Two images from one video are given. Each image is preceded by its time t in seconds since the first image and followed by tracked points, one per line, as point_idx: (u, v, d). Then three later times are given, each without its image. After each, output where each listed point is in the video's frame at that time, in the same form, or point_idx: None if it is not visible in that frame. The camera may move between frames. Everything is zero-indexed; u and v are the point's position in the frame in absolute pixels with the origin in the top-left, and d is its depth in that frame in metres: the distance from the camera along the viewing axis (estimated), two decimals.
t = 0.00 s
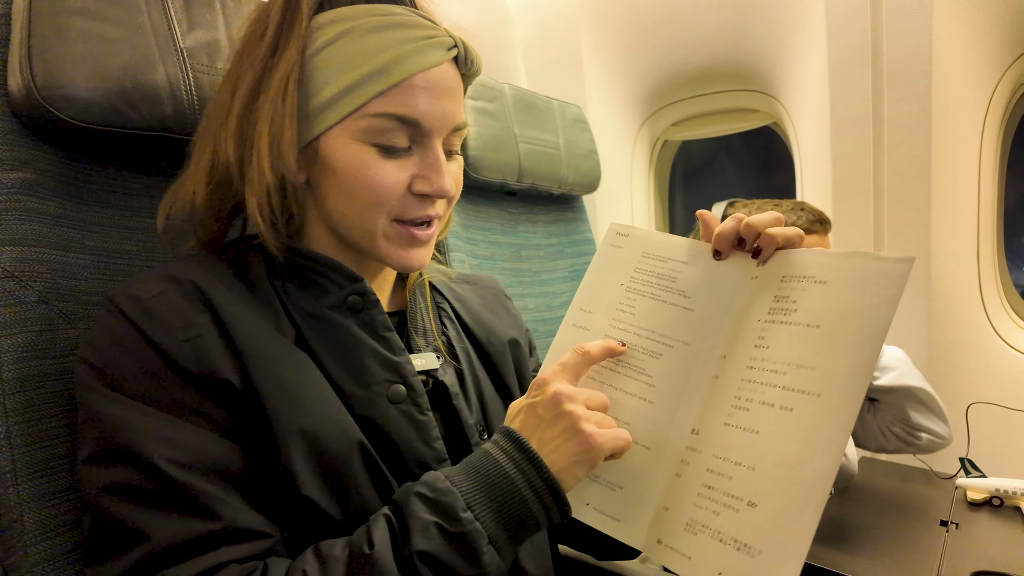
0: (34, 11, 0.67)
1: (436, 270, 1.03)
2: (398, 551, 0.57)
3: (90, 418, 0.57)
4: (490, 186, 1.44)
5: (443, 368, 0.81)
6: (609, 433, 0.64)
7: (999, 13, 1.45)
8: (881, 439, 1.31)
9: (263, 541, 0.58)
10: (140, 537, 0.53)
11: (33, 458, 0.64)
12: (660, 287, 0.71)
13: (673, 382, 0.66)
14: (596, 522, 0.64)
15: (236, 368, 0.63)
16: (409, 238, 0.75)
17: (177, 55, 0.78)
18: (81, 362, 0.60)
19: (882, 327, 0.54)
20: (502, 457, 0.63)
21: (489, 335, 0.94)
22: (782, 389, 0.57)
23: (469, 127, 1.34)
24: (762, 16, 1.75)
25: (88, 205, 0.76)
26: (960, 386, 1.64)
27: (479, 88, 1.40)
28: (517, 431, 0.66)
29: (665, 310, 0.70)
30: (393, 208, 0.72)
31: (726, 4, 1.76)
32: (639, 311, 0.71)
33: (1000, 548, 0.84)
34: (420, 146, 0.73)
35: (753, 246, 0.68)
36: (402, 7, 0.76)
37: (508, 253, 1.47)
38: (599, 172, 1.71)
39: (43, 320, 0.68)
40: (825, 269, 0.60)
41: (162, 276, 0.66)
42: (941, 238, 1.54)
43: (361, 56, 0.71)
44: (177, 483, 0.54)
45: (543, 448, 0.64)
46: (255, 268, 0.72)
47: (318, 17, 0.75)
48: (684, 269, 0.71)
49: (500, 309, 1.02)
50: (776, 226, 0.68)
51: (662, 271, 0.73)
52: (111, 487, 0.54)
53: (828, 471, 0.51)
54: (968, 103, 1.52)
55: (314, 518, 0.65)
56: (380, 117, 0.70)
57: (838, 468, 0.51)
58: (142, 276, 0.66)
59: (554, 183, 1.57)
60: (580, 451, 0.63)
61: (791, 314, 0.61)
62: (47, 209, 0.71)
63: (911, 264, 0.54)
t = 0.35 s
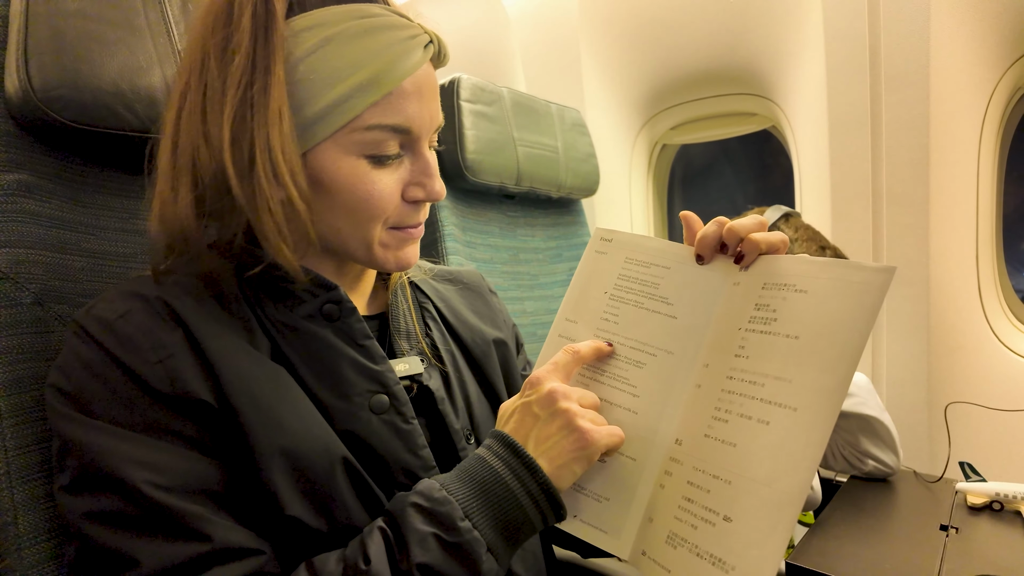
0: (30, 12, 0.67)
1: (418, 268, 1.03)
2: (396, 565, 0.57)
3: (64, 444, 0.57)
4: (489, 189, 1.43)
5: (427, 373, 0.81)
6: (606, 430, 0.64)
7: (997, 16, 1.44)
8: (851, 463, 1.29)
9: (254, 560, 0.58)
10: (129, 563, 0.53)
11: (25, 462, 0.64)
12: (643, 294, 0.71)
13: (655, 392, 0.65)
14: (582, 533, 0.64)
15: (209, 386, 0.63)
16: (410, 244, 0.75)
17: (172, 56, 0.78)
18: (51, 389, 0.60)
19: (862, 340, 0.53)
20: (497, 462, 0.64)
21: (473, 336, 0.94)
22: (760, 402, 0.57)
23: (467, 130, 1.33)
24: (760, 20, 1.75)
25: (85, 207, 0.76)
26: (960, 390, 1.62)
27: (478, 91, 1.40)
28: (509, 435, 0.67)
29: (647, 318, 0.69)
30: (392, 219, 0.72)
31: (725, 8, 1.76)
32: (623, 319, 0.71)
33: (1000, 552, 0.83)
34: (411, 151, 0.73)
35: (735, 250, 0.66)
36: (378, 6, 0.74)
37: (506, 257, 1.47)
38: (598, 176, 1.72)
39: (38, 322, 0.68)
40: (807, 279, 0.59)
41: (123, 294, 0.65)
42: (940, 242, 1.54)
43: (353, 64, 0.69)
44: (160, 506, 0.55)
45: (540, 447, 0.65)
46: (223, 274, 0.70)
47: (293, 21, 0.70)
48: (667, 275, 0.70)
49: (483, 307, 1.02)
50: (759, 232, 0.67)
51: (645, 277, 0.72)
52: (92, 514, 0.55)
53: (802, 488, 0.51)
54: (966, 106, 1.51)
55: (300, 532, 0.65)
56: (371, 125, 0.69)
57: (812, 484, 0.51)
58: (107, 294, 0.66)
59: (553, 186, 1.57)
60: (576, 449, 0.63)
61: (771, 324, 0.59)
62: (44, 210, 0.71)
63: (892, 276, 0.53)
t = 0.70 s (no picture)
0: (36, 20, 0.68)
1: (417, 271, 1.03)
2: (402, 568, 0.58)
3: (66, 457, 0.58)
4: (490, 194, 1.44)
5: (426, 378, 0.82)
6: (612, 432, 0.65)
7: (995, 23, 1.45)
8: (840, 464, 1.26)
9: (262, 564, 0.59)
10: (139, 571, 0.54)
11: (29, 466, 0.64)
12: (637, 295, 0.72)
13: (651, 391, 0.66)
14: (589, 534, 0.65)
15: (207, 395, 0.64)
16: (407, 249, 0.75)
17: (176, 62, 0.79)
18: (52, 402, 0.60)
19: (841, 328, 0.52)
20: (501, 465, 0.65)
21: (471, 340, 0.94)
22: (746, 394, 0.57)
23: (468, 135, 1.34)
24: (759, 25, 1.76)
25: (90, 212, 0.77)
26: (960, 395, 1.62)
27: (479, 96, 1.40)
28: (513, 438, 0.67)
29: (643, 319, 0.70)
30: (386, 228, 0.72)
31: (724, 14, 1.77)
32: (620, 321, 0.72)
33: (1000, 556, 0.83)
34: (403, 159, 0.73)
35: (727, 247, 0.66)
36: (365, 13, 0.74)
37: (507, 261, 1.47)
38: (598, 180, 1.73)
39: (42, 327, 0.69)
40: (790, 268, 0.58)
41: (120, 306, 0.66)
42: (939, 247, 1.54)
43: (340, 76, 0.70)
44: (167, 515, 0.56)
45: (546, 449, 0.66)
46: (219, 285, 0.71)
47: (278, 31, 0.70)
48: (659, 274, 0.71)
49: (482, 310, 1.02)
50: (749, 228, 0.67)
51: (639, 277, 0.73)
52: (100, 523, 0.55)
53: (783, 478, 0.51)
54: (965, 112, 1.52)
55: (299, 540, 0.66)
56: (365, 134, 0.69)
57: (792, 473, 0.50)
58: (106, 306, 0.66)
59: (553, 191, 1.57)
60: (583, 451, 0.64)
61: (756, 316, 0.59)
62: (48, 216, 0.72)
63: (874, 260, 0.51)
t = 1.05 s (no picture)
0: (35, 24, 0.68)
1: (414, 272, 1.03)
2: (404, 568, 0.58)
3: (69, 459, 0.58)
4: (490, 197, 1.44)
5: (424, 378, 0.82)
6: (619, 439, 0.64)
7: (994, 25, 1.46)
8: (840, 437, 1.35)
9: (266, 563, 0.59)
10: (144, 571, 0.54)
11: (28, 469, 0.65)
12: (634, 294, 0.72)
13: (649, 390, 0.66)
14: (589, 533, 0.65)
15: (208, 397, 0.64)
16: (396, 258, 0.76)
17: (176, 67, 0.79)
18: (53, 403, 0.60)
19: (831, 325, 0.51)
20: (507, 468, 0.65)
21: (468, 341, 0.94)
22: (741, 391, 0.57)
23: (468, 138, 1.35)
24: (758, 28, 1.76)
25: (90, 215, 0.77)
26: (961, 397, 1.62)
27: (478, 99, 1.41)
28: (519, 441, 0.68)
29: (640, 318, 0.70)
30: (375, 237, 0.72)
31: (723, 18, 1.78)
32: (617, 320, 0.72)
33: (1001, 558, 0.83)
34: (395, 168, 0.72)
35: (721, 245, 0.66)
36: (364, 22, 0.75)
37: (506, 264, 1.47)
38: (598, 183, 1.73)
39: (41, 330, 0.69)
40: (783, 263, 0.58)
41: (121, 308, 0.66)
42: (938, 249, 1.54)
43: (335, 81, 0.70)
44: (172, 516, 0.56)
45: (551, 452, 0.65)
46: (215, 286, 0.71)
47: (273, 38, 0.71)
48: (655, 273, 0.71)
49: (480, 311, 1.03)
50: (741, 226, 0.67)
51: (634, 277, 0.73)
52: (104, 522, 0.56)
53: (774, 474, 0.51)
54: (964, 114, 1.52)
55: (299, 540, 0.66)
56: (353, 142, 0.69)
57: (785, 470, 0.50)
58: (106, 307, 0.67)
59: (553, 194, 1.58)
60: (588, 456, 0.63)
61: (750, 312, 0.59)
62: (47, 219, 0.72)
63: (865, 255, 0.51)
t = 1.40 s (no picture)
0: (39, 27, 0.69)
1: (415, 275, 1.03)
2: (407, 567, 0.58)
3: (70, 458, 0.57)
4: (490, 199, 1.44)
5: (425, 380, 0.82)
6: (625, 446, 0.64)
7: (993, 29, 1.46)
8: (850, 429, 1.44)
9: (268, 562, 0.59)
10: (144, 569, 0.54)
11: (29, 470, 0.64)
12: (638, 295, 0.72)
13: (653, 391, 0.66)
14: (594, 534, 0.65)
15: (212, 396, 0.64)
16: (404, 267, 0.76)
17: (176, 69, 0.79)
18: (55, 402, 0.60)
19: (831, 328, 0.52)
20: (511, 470, 0.64)
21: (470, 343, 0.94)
22: (742, 393, 0.57)
23: (467, 141, 1.35)
24: (759, 31, 1.76)
25: (91, 217, 0.77)
26: (962, 400, 1.62)
27: (478, 102, 1.41)
28: (524, 443, 0.67)
29: (644, 319, 0.70)
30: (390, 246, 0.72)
31: (723, 21, 1.78)
32: (622, 322, 0.72)
33: (1003, 560, 0.83)
34: (411, 179, 0.73)
35: (727, 249, 0.66)
36: (389, 36, 0.74)
37: (507, 266, 1.47)
38: (598, 185, 1.73)
39: (42, 331, 0.69)
40: (786, 266, 0.58)
41: (123, 308, 0.66)
42: (939, 252, 1.54)
43: (360, 94, 0.69)
44: (173, 515, 0.56)
45: (554, 455, 0.65)
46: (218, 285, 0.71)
47: (304, 46, 0.70)
48: (659, 274, 0.71)
49: (481, 313, 1.03)
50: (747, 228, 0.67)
51: (639, 278, 0.73)
52: (104, 522, 0.55)
53: (775, 475, 0.51)
54: (964, 117, 1.53)
55: (301, 542, 0.66)
56: (374, 156, 0.69)
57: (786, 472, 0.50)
58: (107, 308, 0.67)
59: (553, 196, 1.58)
60: (594, 461, 0.63)
61: (753, 315, 0.59)
62: (49, 220, 0.72)
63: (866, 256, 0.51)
